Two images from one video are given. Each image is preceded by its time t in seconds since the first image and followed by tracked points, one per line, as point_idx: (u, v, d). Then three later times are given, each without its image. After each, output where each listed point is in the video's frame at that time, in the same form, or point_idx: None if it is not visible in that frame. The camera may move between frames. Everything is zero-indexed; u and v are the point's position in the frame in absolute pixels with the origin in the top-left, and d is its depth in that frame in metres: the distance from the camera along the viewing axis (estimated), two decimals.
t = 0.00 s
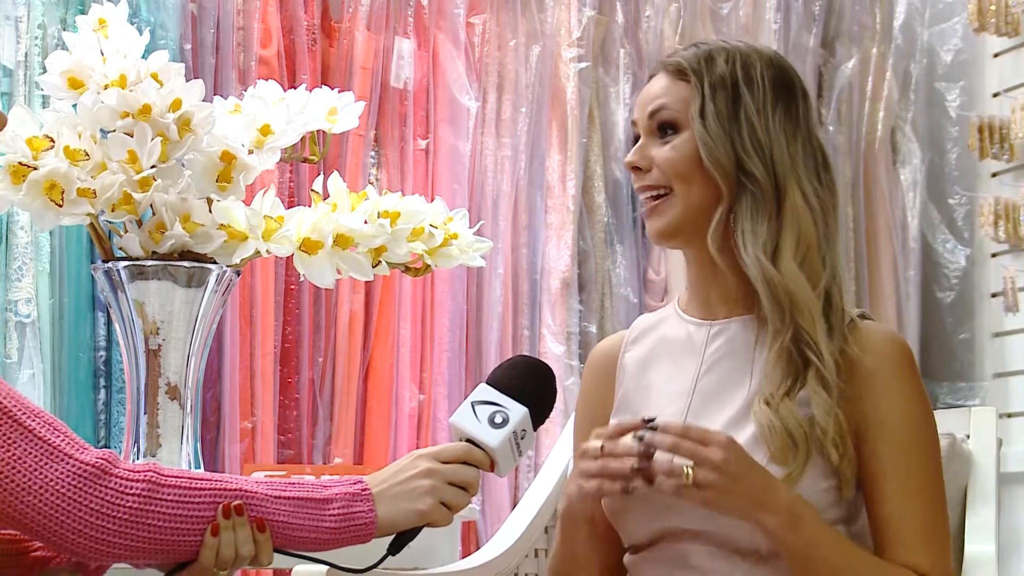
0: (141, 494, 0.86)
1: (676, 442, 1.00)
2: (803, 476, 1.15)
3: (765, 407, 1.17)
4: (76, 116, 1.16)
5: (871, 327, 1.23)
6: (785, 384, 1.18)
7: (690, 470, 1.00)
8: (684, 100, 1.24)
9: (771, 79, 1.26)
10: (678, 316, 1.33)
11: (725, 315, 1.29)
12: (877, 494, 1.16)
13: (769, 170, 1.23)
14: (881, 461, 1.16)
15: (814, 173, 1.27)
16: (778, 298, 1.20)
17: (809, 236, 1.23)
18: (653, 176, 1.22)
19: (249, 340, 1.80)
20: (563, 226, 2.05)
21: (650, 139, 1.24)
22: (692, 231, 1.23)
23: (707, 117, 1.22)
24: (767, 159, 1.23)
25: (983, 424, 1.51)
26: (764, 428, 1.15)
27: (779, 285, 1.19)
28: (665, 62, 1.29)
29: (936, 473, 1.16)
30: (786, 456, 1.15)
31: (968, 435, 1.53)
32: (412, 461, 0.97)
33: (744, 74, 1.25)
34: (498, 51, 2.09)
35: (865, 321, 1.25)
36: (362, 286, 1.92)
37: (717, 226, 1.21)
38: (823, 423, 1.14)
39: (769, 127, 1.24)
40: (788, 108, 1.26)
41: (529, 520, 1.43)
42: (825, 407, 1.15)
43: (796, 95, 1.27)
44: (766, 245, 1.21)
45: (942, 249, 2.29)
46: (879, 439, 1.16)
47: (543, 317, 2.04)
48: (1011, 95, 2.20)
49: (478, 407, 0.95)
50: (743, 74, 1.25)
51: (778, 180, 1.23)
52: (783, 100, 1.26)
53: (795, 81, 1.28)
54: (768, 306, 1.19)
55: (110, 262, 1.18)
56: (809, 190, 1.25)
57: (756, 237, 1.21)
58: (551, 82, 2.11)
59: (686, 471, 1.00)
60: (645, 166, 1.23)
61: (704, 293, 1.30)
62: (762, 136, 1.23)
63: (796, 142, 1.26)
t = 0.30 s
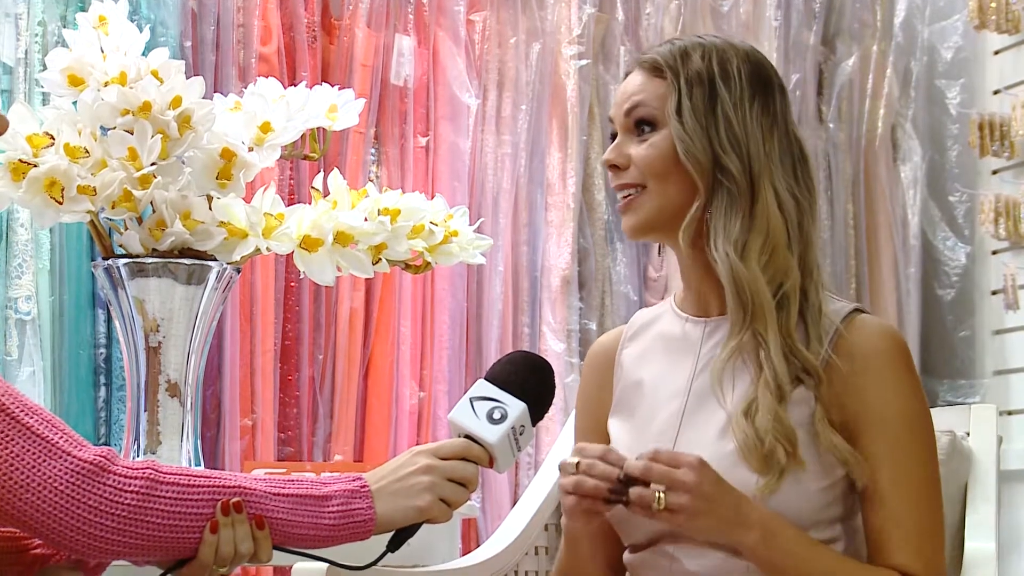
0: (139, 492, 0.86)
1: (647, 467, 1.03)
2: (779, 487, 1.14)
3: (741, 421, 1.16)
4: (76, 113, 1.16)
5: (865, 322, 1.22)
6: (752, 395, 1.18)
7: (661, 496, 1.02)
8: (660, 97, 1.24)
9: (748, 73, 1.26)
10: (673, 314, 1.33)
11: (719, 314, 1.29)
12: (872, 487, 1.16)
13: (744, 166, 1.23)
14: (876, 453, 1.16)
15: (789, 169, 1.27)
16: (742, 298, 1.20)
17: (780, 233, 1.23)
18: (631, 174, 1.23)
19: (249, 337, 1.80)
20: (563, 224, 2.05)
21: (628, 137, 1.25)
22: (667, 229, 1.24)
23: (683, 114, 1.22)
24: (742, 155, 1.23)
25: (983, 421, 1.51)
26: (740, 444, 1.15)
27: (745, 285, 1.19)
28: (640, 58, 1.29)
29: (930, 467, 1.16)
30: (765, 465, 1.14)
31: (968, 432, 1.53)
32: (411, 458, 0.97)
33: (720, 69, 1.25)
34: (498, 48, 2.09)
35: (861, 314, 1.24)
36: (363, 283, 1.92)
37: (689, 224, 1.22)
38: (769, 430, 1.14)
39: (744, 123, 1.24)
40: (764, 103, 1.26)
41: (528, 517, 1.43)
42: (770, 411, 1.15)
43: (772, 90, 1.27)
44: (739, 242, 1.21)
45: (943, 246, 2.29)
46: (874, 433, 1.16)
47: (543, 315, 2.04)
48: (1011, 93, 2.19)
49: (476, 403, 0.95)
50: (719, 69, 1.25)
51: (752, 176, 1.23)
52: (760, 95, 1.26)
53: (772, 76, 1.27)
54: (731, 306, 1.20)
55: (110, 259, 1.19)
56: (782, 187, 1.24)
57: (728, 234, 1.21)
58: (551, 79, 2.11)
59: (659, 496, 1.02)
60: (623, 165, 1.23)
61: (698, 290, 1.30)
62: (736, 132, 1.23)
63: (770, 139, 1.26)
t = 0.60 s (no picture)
0: (140, 490, 0.86)
1: (653, 465, 1.03)
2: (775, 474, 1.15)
3: (738, 410, 1.17)
4: (76, 112, 1.16)
5: (858, 318, 1.22)
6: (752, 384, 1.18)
7: (668, 493, 1.02)
8: (663, 95, 1.23)
9: (750, 68, 1.26)
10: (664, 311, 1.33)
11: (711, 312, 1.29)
12: (873, 485, 1.16)
13: (750, 163, 1.23)
14: (875, 450, 1.16)
15: (792, 162, 1.27)
16: (746, 296, 1.20)
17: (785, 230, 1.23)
18: (638, 176, 1.21)
19: (250, 335, 1.80)
20: (563, 222, 2.05)
21: (633, 137, 1.23)
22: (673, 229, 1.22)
23: (689, 112, 1.21)
24: (748, 153, 1.23)
25: (984, 419, 1.51)
26: (737, 434, 1.15)
27: (752, 283, 1.19)
28: (641, 54, 1.27)
29: (927, 463, 1.16)
30: (760, 455, 1.15)
31: (968, 430, 1.53)
32: (411, 456, 0.97)
33: (723, 66, 1.25)
34: (499, 46, 2.09)
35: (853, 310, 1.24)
36: (363, 282, 1.92)
37: (691, 221, 1.20)
38: (766, 420, 1.14)
39: (749, 120, 1.23)
40: (768, 99, 1.26)
41: (529, 515, 1.43)
42: (772, 403, 1.15)
43: (775, 85, 1.27)
44: (745, 240, 1.21)
45: (943, 244, 2.29)
46: (872, 432, 1.16)
47: (544, 313, 2.04)
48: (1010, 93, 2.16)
49: (477, 402, 0.95)
50: (722, 65, 1.25)
51: (758, 173, 1.23)
52: (763, 89, 1.26)
53: (773, 71, 1.27)
54: (737, 303, 1.20)
55: (110, 257, 1.19)
56: (788, 183, 1.25)
57: (733, 233, 1.21)
58: (552, 77, 2.11)
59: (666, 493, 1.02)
60: (629, 165, 1.21)
61: (691, 290, 1.30)
62: (741, 128, 1.23)
63: (776, 133, 1.25)
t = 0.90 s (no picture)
0: (139, 489, 0.86)
1: (662, 402, 1.04)
2: (782, 464, 1.15)
3: (745, 399, 1.18)
4: (75, 110, 1.16)
5: (861, 317, 1.23)
6: (769, 372, 1.19)
7: (672, 430, 1.04)
8: (686, 88, 1.23)
9: (767, 67, 1.27)
10: (666, 308, 1.34)
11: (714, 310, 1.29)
12: (864, 478, 1.15)
13: (773, 159, 1.24)
14: (869, 443, 1.16)
15: (806, 162, 1.29)
16: (781, 288, 1.22)
17: (803, 228, 1.27)
18: (654, 167, 1.20)
19: (249, 333, 1.80)
20: (562, 220, 2.05)
21: (649, 129, 1.23)
22: (693, 222, 1.23)
23: (713, 105, 1.22)
24: (771, 149, 1.25)
25: (983, 417, 1.51)
26: (744, 424, 1.16)
27: (784, 275, 1.21)
28: (659, 48, 1.28)
29: (920, 465, 1.16)
30: (765, 446, 1.15)
31: (968, 428, 1.53)
32: (410, 454, 0.97)
33: (743, 63, 1.26)
34: (498, 45, 2.09)
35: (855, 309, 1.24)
36: (362, 280, 1.92)
37: (728, 213, 1.22)
38: (795, 412, 1.15)
39: (770, 117, 1.25)
40: (785, 98, 1.28)
41: (528, 514, 1.43)
42: (797, 395, 1.16)
43: (788, 84, 1.29)
44: (771, 234, 1.23)
45: (942, 242, 2.29)
46: (868, 425, 1.16)
47: (543, 311, 2.04)
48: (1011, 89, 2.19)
49: (476, 399, 0.95)
50: (741, 62, 1.26)
51: (781, 168, 1.25)
52: (779, 89, 1.28)
53: (786, 71, 1.29)
54: (770, 295, 1.21)
55: (109, 256, 1.19)
56: (805, 179, 1.27)
57: (761, 228, 1.22)
58: (551, 76, 2.10)
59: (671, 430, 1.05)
60: (646, 157, 1.21)
61: (696, 288, 1.31)
62: (763, 125, 1.24)
63: (794, 131, 1.28)
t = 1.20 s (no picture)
0: (131, 487, 0.86)
1: (632, 494, 1.03)
2: (776, 467, 1.16)
3: (740, 401, 1.19)
4: (67, 107, 1.16)
5: (858, 317, 1.23)
6: (762, 377, 1.20)
7: (659, 511, 1.03)
8: (679, 88, 1.24)
9: (763, 67, 1.27)
10: (665, 308, 1.35)
11: (711, 308, 1.30)
12: (864, 478, 1.17)
13: (763, 161, 1.24)
14: (868, 444, 1.17)
15: (801, 164, 1.29)
16: (762, 291, 1.22)
17: (793, 229, 1.25)
18: (646, 164, 1.21)
19: (241, 331, 1.80)
20: (555, 218, 2.05)
21: (641, 126, 1.24)
22: (682, 221, 1.24)
23: (704, 105, 1.22)
24: (761, 151, 1.24)
25: (975, 415, 1.52)
26: (738, 424, 1.17)
27: (764, 276, 1.21)
28: (656, 45, 1.28)
29: (922, 464, 1.17)
30: (760, 448, 1.16)
31: (961, 426, 1.53)
32: (402, 452, 0.97)
33: (738, 62, 1.26)
34: (491, 43, 2.09)
35: (853, 309, 1.25)
36: (355, 278, 1.92)
37: (706, 215, 1.22)
38: (784, 415, 1.16)
39: (763, 119, 1.25)
40: (780, 99, 1.28)
41: (520, 512, 1.43)
42: (785, 399, 1.17)
43: (785, 85, 1.29)
44: (756, 237, 1.23)
45: (934, 241, 2.30)
46: (867, 426, 1.17)
47: (535, 309, 2.04)
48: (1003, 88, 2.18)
49: (469, 396, 0.95)
50: (737, 62, 1.26)
51: (770, 171, 1.25)
52: (776, 90, 1.28)
53: (784, 71, 1.29)
54: (751, 298, 1.22)
55: (101, 253, 1.18)
56: (797, 183, 1.27)
57: (745, 231, 1.22)
58: (544, 73, 2.10)
59: (659, 510, 1.03)
60: (637, 154, 1.22)
61: (693, 281, 1.31)
62: (756, 126, 1.24)
63: (788, 132, 1.28)
